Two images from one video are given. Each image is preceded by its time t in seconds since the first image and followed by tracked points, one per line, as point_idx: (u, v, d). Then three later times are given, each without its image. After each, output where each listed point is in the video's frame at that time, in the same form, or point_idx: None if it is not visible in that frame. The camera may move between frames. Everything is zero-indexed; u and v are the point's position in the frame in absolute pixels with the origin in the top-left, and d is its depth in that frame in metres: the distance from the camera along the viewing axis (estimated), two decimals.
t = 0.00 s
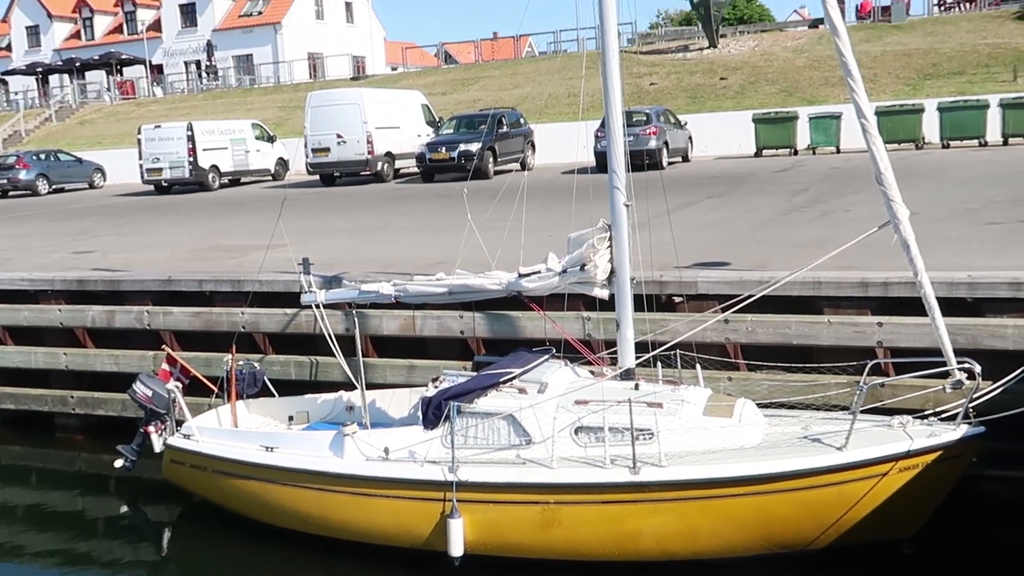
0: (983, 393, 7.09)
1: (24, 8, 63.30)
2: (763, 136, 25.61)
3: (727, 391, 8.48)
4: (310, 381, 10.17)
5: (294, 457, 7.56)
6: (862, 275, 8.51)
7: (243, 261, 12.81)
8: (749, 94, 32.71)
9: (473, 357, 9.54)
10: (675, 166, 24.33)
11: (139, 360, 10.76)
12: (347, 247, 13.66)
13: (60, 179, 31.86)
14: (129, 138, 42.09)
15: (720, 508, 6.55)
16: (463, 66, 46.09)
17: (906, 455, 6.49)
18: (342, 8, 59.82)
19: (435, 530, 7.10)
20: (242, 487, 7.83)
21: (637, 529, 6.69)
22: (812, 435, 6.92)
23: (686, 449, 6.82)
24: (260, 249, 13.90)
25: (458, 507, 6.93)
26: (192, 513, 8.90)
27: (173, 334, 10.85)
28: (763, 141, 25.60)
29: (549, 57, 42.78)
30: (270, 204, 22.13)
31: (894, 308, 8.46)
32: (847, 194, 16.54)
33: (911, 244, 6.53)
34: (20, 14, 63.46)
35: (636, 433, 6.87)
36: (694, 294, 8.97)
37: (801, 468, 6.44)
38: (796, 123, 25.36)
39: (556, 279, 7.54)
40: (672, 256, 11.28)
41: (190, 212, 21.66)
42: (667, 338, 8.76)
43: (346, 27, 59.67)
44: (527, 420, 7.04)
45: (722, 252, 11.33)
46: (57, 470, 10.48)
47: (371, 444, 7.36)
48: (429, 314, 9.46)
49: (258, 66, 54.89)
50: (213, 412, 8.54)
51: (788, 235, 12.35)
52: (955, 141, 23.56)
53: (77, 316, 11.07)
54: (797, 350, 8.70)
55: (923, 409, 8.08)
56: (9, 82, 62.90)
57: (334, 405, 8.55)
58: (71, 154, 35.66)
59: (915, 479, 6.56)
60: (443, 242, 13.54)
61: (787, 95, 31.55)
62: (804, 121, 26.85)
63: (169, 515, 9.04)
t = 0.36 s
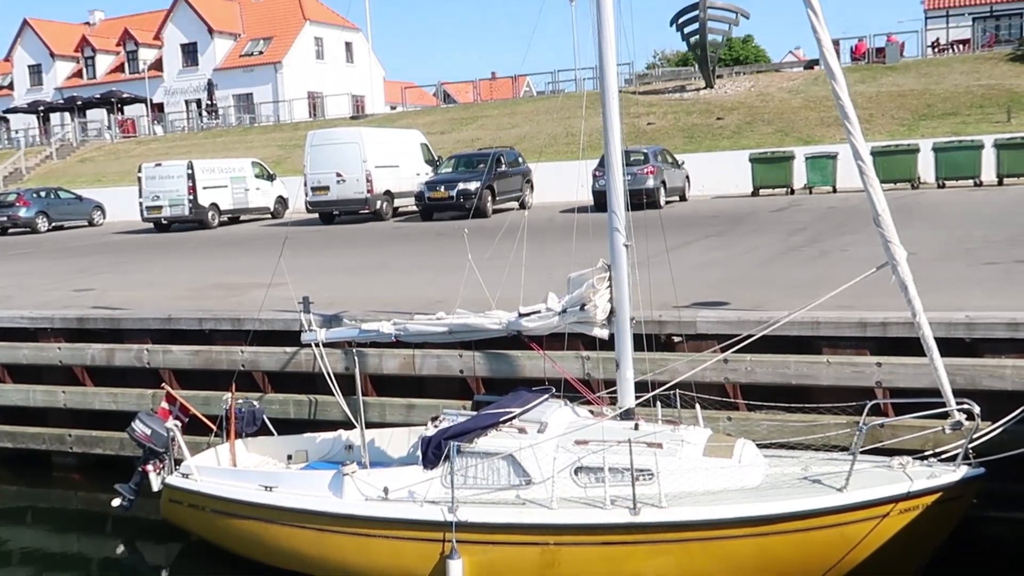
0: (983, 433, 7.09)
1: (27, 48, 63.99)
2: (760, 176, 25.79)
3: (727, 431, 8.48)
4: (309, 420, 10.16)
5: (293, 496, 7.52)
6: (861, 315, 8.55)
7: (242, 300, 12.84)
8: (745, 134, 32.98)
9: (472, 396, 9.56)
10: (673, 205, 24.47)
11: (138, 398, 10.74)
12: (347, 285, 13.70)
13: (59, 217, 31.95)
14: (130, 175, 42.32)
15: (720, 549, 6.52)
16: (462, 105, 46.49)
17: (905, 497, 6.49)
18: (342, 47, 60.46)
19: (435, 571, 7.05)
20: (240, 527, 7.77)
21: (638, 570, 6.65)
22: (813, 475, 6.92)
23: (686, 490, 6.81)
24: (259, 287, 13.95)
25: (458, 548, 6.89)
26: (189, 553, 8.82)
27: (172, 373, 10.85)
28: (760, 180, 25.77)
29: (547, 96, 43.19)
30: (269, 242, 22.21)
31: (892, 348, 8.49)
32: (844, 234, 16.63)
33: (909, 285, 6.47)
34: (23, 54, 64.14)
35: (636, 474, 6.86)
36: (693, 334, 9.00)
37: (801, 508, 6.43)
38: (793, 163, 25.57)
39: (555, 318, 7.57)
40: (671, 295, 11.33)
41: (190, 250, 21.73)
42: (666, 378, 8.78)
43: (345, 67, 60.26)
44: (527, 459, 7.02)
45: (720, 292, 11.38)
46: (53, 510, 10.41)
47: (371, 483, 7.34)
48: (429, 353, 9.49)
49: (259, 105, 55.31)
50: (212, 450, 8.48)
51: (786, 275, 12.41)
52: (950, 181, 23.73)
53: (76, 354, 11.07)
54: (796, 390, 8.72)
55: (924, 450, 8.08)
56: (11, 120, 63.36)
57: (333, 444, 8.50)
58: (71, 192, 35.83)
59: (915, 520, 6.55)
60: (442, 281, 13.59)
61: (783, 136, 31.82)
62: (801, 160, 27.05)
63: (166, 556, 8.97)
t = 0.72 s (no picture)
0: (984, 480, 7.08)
1: (38, 74, 64.62)
2: (764, 217, 25.89)
3: (727, 472, 8.44)
4: (308, 452, 10.13)
5: (290, 528, 7.45)
6: (863, 359, 8.56)
7: (244, 329, 12.85)
8: (749, 175, 33.15)
9: (471, 431, 9.54)
10: (676, 244, 24.54)
11: (137, 426, 10.71)
12: (350, 317, 13.73)
13: (64, 242, 32.03)
14: (135, 203, 42.51)
15: None
16: (467, 141, 46.80)
17: (905, 544, 6.46)
18: (349, 81, 61.00)
19: None
20: (234, 559, 7.68)
21: None
22: (813, 519, 6.88)
23: (685, 531, 6.75)
24: (262, 318, 13.97)
25: None
26: None
27: (172, 402, 10.83)
28: (763, 221, 25.87)
29: (553, 133, 43.46)
30: (272, 272, 22.25)
31: (894, 392, 8.48)
32: (847, 277, 16.68)
33: (911, 328, 6.44)
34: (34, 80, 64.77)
35: (636, 513, 6.81)
36: (694, 373, 8.99)
37: (800, 552, 6.38)
38: (796, 205, 25.68)
39: (557, 355, 7.56)
40: (673, 335, 11.35)
41: (194, 278, 21.79)
42: (667, 418, 8.75)
43: (353, 100, 60.75)
44: (526, 496, 6.98)
45: (722, 332, 11.39)
46: (48, 537, 10.33)
47: (369, 517, 7.29)
48: (430, 387, 9.49)
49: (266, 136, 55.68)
50: (210, 480, 8.42)
51: (788, 317, 12.42)
52: (953, 226, 23.81)
53: (76, 380, 11.06)
54: (797, 432, 8.70)
55: (925, 497, 8.04)
56: (19, 145, 63.82)
57: (331, 476, 8.42)
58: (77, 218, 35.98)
59: (914, 568, 6.51)
60: (445, 315, 13.62)
61: (787, 178, 31.98)
62: (804, 203, 27.17)
63: None
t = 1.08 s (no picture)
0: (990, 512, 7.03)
1: (46, 97, 65.09)
2: (767, 245, 25.92)
3: (730, 500, 8.41)
4: (309, 477, 10.11)
5: (291, 553, 7.37)
6: (867, 388, 8.52)
7: (246, 353, 12.84)
8: (752, 203, 33.19)
9: (474, 457, 9.50)
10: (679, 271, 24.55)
11: (138, 449, 10.69)
12: (353, 341, 13.73)
13: (69, 264, 32.09)
14: (140, 225, 42.63)
15: None
16: (472, 166, 46.96)
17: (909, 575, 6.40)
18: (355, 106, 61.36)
19: None
20: None
21: None
22: (816, 550, 6.81)
23: (689, 561, 6.64)
24: (265, 341, 13.97)
25: None
26: None
27: (174, 424, 10.81)
28: (766, 249, 25.89)
29: (557, 160, 43.58)
30: (276, 296, 22.27)
31: (898, 422, 8.44)
32: (851, 305, 16.66)
33: (916, 359, 6.36)
34: (42, 103, 65.21)
35: (638, 542, 6.74)
36: (698, 401, 8.96)
37: None
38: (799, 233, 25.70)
39: (560, 382, 7.53)
40: (677, 362, 11.34)
41: (197, 301, 21.81)
42: (670, 445, 8.71)
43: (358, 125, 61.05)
44: (528, 523, 6.93)
45: (725, 359, 11.38)
46: (46, 560, 10.28)
47: (370, 543, 7.19)
48: (432, 412, 9.48)
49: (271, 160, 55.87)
50: (212, 504, 8.36)
51: (792, 345, 12.40)
52: (956, 256, 23.81)
53: (79, 402, 11.06)
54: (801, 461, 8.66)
55: (929, 527, 7.99)
56: (26, 167, 64.14)
57: (332, 501, 8.37)
58: (82, 240, 36.10)
59: None
60: (448, 340, 13.61)
61: (791, 206, 32.03)
62: (808, 230, 27.18)
63: None
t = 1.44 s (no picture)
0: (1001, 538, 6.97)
1: (57, 119, 65.58)
2: (774, 269, 25.90)
3: (737, 526, 8.35)
4: (314, 500, 10.09)
5: None
6: (875, 414, 8.48)
7: (252, 375, 12.83)
8: (759, 227, 33.19)
9: (479, 481, 9.46)
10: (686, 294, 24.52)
11: (143, 470, 10.68)
12: (359, 364, 13.73)
13: (77, 285, 32.21)
14: (148, 247, 42.77)
15: None
16: (479, 189, 47.10)
17: None
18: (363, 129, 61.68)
19: None
20: None
21: None
22: None
23: None
24: (271, 363, 13.98)
25: None
26: None
27: (179, 446, 10.81)
28: (773, 273, 25.87)
29: (564, 183, 43.69)
30: (282, 318, 22.30)
31: (907, 447, 8.39)
32: (858, 330, 16.62)
33: (924, 384, 6.25)
34: (52, 125, 65.71)
35: (645, 567, 6.56)
36: (704, 426, 8.92)
37: None
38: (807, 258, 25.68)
39: (566, 405, 7.51)
40: (683, 386, 11.32)
41: (204, 323, 21.84)
42: (677, 470, 8.68)
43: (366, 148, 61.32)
44: (534, 548, 6.82)
45: (732, 384, 11.34)
46: None
47: (375, 567, 7.13)
48: (438, 435, 9.46)
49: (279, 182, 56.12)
50: (216, 526, 8.29)
51: (798, 369, 12.37)
52: (964, 281, 23.75)
53: (85, 423, 11.06)
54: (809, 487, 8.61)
55: (938, 555, 7.94)
56: (35, 189, 64.51)
57: (337, 525, 8.29)
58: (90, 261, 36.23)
59: None
60: (454, 363, 13.60)
61: (797, 230, 32.02)
62: (815, 254, 27.16)
63: None
